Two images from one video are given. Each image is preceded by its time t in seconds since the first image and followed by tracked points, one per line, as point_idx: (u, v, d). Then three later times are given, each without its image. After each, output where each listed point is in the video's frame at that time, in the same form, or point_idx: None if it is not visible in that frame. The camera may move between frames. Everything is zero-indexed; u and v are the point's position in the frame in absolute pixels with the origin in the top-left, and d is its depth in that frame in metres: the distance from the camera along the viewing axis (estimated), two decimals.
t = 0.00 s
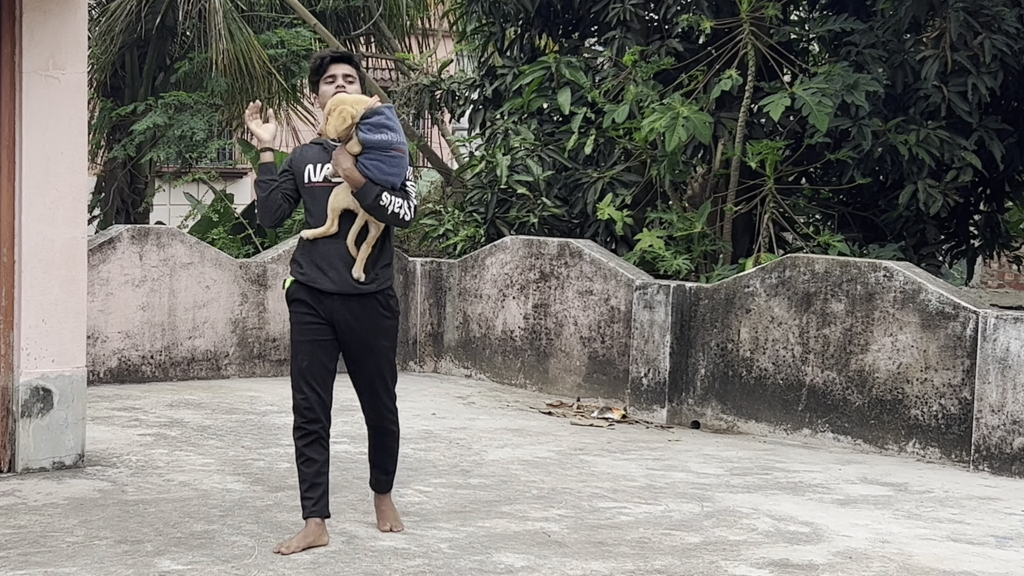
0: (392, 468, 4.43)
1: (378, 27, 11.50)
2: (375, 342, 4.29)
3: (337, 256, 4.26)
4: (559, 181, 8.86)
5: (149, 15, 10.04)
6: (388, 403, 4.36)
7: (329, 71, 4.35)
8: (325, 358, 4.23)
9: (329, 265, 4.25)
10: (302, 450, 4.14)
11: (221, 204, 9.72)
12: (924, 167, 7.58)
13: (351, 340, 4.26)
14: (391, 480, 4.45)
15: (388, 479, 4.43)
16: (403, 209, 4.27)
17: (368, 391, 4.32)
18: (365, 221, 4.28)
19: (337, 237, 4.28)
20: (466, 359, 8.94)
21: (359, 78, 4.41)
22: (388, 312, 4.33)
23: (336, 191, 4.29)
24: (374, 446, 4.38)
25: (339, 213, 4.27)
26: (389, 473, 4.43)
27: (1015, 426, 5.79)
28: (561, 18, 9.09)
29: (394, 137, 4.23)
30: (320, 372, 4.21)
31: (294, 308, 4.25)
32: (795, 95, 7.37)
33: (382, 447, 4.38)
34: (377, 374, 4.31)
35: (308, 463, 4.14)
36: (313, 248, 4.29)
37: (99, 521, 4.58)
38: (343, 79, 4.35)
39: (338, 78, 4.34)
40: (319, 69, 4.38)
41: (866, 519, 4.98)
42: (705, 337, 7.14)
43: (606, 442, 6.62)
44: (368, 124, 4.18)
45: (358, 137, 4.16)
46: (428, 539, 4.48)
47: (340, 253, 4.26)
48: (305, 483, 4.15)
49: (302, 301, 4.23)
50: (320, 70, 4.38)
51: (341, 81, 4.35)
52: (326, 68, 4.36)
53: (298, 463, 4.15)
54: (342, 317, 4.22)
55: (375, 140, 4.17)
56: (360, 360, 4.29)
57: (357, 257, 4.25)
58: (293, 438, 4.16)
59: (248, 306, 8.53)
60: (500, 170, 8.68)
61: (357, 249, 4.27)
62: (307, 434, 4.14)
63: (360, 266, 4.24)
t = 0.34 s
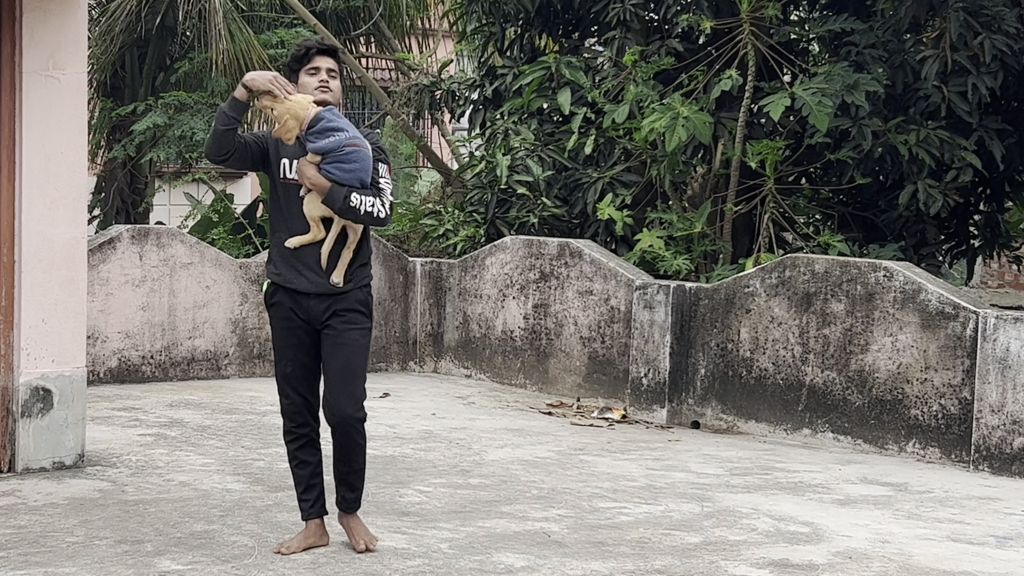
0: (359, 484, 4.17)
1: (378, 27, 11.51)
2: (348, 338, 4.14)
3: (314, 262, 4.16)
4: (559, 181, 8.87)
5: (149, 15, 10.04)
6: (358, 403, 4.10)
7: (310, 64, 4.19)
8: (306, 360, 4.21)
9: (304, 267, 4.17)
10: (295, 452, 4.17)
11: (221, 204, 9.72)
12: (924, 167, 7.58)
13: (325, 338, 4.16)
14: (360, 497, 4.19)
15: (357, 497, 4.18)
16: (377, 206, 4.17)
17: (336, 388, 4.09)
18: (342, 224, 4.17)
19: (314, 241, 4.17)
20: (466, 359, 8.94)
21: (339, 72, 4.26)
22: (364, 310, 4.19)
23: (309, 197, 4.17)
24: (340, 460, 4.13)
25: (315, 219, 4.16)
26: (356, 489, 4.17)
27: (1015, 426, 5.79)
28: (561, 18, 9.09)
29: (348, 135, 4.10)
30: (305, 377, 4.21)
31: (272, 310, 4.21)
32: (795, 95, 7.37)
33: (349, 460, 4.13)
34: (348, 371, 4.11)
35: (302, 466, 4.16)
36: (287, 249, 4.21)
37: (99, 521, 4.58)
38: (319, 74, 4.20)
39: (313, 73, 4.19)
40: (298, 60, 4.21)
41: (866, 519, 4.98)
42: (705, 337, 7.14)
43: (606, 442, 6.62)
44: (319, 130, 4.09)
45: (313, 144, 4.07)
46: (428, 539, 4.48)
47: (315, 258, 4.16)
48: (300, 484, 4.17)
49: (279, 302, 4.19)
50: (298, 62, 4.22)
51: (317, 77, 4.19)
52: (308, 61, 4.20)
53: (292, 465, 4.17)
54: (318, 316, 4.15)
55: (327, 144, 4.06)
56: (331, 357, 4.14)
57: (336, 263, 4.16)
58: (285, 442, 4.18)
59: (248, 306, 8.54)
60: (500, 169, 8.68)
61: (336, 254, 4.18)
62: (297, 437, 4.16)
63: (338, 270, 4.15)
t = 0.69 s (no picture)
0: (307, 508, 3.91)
1: (378, 27, 11.50)
2: (319, 349, 4.02)
3: (292, 270, 4.03)
4: (559, 181, 8.87)
5: (149, 15, 10.03)
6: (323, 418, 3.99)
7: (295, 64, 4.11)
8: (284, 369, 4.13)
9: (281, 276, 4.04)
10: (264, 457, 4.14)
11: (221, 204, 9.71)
12: (924, 167, 7.58)
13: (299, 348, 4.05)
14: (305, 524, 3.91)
15: (302, 523, 3.89)
16: (358, 217, 4.01)
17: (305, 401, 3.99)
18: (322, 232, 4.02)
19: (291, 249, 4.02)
20: (466, 359, 8.94)
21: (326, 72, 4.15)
22: (339, 321, 4.06)
23: (290, 202, 4.02)
24: (293, 476, 3.93)
25: (294, 226, 4.01)
26: (303, 513, 3.91)
27: (1015, 426, 5.79)
28: (561, 18, 9.08)
29: (338, 142, 3.99)
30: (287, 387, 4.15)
31: (251, 319, 4.11)
32: (795, 95, 7.37)
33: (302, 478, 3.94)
34: (317, 384, 4.00)
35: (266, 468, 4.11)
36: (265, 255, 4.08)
37: (99, 521, 4.58)
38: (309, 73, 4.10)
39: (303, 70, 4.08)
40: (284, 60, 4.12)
41: (866, 519, 4.98)
42: (705, 337, 7.14)
43: (606, 442, 6.62)
44: (310, 133, 3.96)
45: (302, 146, 3.95)
46: (428, 539, 4.48)
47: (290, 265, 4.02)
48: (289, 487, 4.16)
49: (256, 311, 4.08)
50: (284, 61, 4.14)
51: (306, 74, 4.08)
52: (292, 61, 4.11)
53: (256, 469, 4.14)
54: (295, 325, 4.03)
55: (317, 149, 3.95)
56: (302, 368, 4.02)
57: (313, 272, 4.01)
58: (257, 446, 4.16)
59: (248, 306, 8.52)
60: (500, 169, 8.69)
61: (314, 263, 4.03)
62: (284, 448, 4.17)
63: (314, 280, 4.00)
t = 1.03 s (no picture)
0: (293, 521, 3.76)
1: (378, 27, 11.50)
2: (301, 359, 3.79)
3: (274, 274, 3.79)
4: (559, 181, 8.87)
5: (149, 15, 10.02)
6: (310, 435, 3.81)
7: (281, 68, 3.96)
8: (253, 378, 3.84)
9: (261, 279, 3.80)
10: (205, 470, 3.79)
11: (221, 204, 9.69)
12: (924, 167, 7.58)
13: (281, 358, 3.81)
14: (291, 537, 3.77)
15: (289, 535, 3.75)
16: (344, 208, 3.78)
17: (288, 413, 3.81)
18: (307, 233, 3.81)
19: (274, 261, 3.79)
20: (466, 359, 8.94)
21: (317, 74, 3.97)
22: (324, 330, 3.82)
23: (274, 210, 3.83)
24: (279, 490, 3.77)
25: (279, 235, 3.81)
26: (289, 526, 3.75)
27: (1015, 427, 5.79)
28: (561, 18, 9.08)
29: (299, 133, 3.78)
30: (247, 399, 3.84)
31: (226, 324, 3.85)
32: (795, 95, 7.37)
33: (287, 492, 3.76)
34: (299, 394, 3.80)
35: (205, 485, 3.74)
36: (246, 259, 3.86)
37: (99, 521, 4.57)
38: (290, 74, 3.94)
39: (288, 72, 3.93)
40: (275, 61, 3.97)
41: (865, 519, 4.98)
42: (705, 337, 7.14)
43: (606, 442, 6.62)
44: (270, 129, 3.78)
45: (268, 145, 3.76)
46: (428, 539, 4.48)
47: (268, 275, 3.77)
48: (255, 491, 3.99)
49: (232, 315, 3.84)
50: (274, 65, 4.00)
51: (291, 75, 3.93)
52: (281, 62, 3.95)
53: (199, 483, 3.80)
54: (272, 327, 3.78)
55: (281, 142, 3.75)
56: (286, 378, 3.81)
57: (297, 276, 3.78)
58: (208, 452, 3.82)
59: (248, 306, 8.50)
60: (500, 170, 8.69)
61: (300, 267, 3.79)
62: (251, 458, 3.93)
63: (299, 284, 3.77)
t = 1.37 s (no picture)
0: (288, 521, 3.76)
1: (378, 27, 11.50)
2: (285, 369, 3.69)
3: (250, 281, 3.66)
4: (559, 181, 8.87)
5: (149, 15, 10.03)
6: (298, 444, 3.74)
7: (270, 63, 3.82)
8: (232, 385, 3.68)
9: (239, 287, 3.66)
10: (185, 484, 3.60)
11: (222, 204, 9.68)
12: (924, 167, 7.58)
13: (264, 365, 3.70)
14: (288, 535, 3.78)
15: (286, 535, 3.77)
16: (316, 217, 3.64)
17: (274, 422, 3.72)
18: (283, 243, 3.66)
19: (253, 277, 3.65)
20: (466, 359, 8.94)
21: (303, 74, 3.85)
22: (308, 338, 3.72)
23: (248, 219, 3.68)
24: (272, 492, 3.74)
25: (255, 251, 3.65)
26: (286, 526, 3.76)
27: (1015, 426, 5.79)
28: (561, 18, 9.08)
29: (274, 137, 3.60)
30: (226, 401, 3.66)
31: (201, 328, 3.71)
32: (795, 95, 7.38)
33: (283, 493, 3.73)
34: (282, 404, 3.71)
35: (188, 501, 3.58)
36: (225, 266, 3.71)
37: (99, 521, 4.57)
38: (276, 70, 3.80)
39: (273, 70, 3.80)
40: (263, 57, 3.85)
41: (865, 519, 4.98)
42: (705, 337, 7.14)
43: (606, 442, 6.62)
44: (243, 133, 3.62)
45: (240, 150, 3.61)
46: (428, 539, 4.48)
47: (245, 292, 3.63)
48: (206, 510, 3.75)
49: (210, 320, 3.68)
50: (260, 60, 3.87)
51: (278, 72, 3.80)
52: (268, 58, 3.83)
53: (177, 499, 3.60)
54: (251, 334, 3.65)
55: (252, 149, 3.59)
56: (270, 386, 3.71)
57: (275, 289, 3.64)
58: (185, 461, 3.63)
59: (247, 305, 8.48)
60: (500, 169, 8.69)
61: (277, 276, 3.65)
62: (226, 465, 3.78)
63: (279, 297, 3.63)
